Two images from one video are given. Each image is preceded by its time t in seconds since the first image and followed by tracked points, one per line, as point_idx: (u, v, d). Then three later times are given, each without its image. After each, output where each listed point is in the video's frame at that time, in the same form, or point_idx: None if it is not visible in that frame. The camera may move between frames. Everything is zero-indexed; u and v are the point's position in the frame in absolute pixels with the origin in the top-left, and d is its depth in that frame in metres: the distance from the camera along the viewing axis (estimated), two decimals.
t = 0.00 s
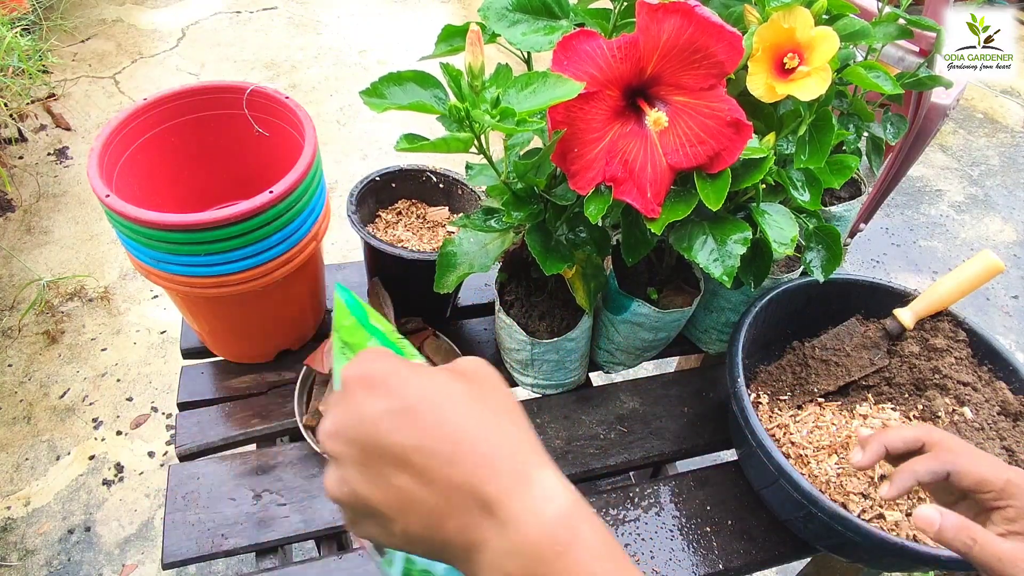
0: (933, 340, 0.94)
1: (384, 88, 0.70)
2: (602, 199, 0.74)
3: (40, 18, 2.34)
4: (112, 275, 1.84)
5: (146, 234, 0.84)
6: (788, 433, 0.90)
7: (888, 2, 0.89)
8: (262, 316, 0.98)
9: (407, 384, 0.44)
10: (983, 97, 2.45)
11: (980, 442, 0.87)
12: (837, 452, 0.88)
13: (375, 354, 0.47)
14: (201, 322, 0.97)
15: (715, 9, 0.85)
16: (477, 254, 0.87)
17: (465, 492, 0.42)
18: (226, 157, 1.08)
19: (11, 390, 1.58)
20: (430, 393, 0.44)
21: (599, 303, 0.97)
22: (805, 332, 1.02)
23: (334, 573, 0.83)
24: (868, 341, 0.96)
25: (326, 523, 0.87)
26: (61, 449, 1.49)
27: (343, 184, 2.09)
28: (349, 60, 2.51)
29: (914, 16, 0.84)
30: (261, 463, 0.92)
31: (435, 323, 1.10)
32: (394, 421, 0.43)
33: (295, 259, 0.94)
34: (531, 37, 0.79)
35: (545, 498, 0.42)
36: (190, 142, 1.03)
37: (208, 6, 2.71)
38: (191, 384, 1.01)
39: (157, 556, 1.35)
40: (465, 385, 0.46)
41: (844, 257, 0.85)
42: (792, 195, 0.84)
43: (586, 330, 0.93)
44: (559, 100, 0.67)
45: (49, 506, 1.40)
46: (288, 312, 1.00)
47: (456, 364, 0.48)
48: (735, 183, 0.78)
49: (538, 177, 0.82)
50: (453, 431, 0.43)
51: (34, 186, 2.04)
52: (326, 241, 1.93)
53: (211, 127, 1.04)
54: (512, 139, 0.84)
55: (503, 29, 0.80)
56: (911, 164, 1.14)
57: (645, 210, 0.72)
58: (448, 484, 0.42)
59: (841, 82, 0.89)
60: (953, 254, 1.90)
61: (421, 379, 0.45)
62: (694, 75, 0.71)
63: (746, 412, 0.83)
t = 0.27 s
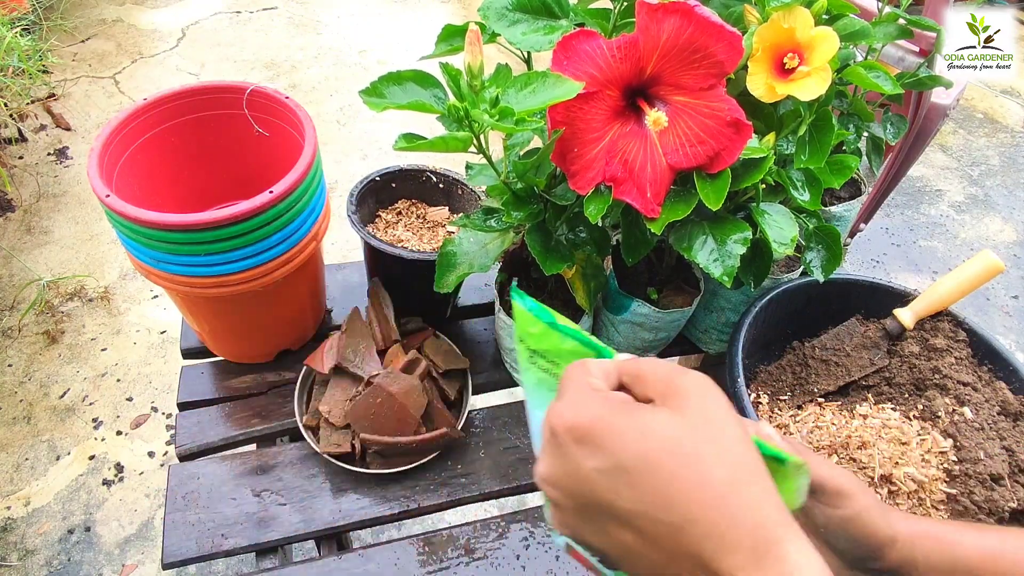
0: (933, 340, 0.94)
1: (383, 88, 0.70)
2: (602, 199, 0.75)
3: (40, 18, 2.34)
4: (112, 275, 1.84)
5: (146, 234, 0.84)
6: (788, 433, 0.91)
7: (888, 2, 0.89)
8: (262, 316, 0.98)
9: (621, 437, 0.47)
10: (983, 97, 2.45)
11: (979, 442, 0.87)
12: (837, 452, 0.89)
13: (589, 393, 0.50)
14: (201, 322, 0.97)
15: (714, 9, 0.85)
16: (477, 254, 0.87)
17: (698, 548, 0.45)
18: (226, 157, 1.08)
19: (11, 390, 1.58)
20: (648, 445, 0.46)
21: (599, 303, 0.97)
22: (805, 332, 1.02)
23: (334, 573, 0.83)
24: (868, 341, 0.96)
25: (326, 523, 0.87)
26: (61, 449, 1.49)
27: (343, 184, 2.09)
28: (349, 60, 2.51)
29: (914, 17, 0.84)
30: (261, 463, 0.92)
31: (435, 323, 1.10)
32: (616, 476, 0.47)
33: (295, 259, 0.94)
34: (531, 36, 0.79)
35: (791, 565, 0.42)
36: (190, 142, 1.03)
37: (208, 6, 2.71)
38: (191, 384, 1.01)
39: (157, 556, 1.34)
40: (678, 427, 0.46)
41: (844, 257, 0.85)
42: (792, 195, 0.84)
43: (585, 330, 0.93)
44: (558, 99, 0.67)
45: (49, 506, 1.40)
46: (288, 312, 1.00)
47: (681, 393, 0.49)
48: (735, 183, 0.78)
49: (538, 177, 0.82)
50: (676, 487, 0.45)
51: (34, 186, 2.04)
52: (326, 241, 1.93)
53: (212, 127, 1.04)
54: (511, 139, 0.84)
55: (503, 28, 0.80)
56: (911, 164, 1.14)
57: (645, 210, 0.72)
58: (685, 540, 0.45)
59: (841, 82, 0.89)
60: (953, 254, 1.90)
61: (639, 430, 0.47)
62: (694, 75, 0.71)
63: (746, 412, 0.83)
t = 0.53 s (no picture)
0: (933, 340, 0.94)
1: (383, 88, 0.70)
2: (602, 199, 0.75)
3: (40, 18, 2.34)
4: (112, 275, 1.84)
5: (146, 234, 0.84)
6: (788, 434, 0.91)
7: (888, 2, 0.89)
8: (262, 316, 0.98)
9: (681, 402, 0.54)
10: (983, 97, 2.45)
11: (980, 442, 0.87)
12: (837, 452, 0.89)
13: (644, 357, 0.57)
14: (201, 323, 0.97)
15: (715, 9, 0.85)
16: (476, 254, 0.87)
17: (751, 502, 0.53)
18: (226, 157, 1.08)
19: (11, 390, 1.58)
20: (705, 411, 0.53)
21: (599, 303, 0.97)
22: (805, 332, 1.02)
23: (334, 573, 0.83)
24: (868, 341, 0.96)
25: (325, 523, 0.87)
26: (61, 449, 1.49)
27: (343, 184, 2.09)
28: (349, 60, 2.51)
29: (914, 17, 0.84)
30: (261, 462, 0.92)
31: (435, 323, 1.10)
32: (674, 434, 0.54)
33: (295, 259, 0.94)
34: (531, 36, 0.79)
35: (832, 515, 0.51)
36: (190, 142, 1.03)
37: (208, 6, 2.71)
38: (191, 384, 1.01)
39: (157, 556, 1.34)
40: (734, 393, 0.53)
41: (844, 257, 0.85)
42: (792, 195, 0.84)
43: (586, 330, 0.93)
44: (558, 99, 0.67)
45: (49, 506, 1.40)
46: (288, 312, 1.00)
47: (734, 357, 0.55)
48: (735, 183, 0.77)
49: (538, 177, 0.82)
50: (729, 450, 0.52)
51: (34, 187, 2.04)
52: (326, 241, 1.93)
53: (212, 127, 1.04)
54: (511, 139, 0.84)
55: (503, 28, 0.80)
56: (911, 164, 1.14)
57: (645, 210, 0.72)
58: (738, 494, 0.53)
59: (841, 82, 0.89)
60: (953, 254, 1.90)
61: (698, 396, 0.54)
62: (694, 75, 0.71)
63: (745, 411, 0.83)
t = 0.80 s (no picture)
0: (933, 340, 0.94)
1: (383, 88, 0.70)
2: (602, 199, 0.75)
3: (40, 18, 2.34)
4: (112, 275, 1.83)
5: (146, 234, 0.84)
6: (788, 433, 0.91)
7: (888, 2, 0.89)
8: (262, 316, 0.98)
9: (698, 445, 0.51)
10: (983, 97, 2.45)
11: (980, 442, 0.87)
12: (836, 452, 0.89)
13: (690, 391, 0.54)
14: (201, 323, 0.97)
15: (715, 9, 0.85)
16: (476, 254, 0.87)
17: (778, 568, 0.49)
18: (226, 157, 1.08)
19: (11, 390, 1.58)
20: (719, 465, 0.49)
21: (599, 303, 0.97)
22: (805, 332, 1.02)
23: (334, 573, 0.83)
24: (868, 341, 0.96)
25: (325, 523, 0.87)
26: (61, 449, 1.49)
27: (343, 185, 2.09)
28: (349, 60, 2.51)
29: (914, 16, 0.84)
30: (261, 463, 0.92)
31: (435, 324, 1.10)
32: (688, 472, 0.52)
33: (296, 259, 0.94)
34: (531, 37, 0.79)
35: None
36: (190, 142, 1.03)
37: (208, 6, 2.71)
38: (191, 384, 1.01)
39: (157, 556, 1.34)
40: (766, 409, 0.50)
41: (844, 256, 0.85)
42: (792, 195, 0.84)
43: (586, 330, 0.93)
44: (558, 99, 0.67)
45: (49, 506, 1.40)
46: (288, 313, 1.00)
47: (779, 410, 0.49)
48: (735, 183, 0.77)
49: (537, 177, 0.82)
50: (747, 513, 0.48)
51: (34, 187, 2.04)
52: (326, 241, 1.93)
53: (212, 128, 1.04)
54: (511, 139, 0.84)
55: (503, 28, 0.80)
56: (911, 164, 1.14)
57: (645, 210, 0.72)
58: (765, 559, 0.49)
59: (841, 82, 0.89)
60: (953, 254, 1.90)
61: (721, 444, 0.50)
62: (694, 75, 0.71)
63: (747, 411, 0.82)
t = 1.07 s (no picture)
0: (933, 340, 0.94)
1: (384, 88, 0.70)
2: (601, 200, 0.75)
3: (40, 18, 2.34)
4: (112, 274, 1.84)
5: (146, 234, 0.84)
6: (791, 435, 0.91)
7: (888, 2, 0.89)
8: (262, 317, 0.98)
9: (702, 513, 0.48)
10: (983, 97, 2.45)
11: (979, 442, 0.87)
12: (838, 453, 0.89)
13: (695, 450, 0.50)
14: (201, 323, 0.97)
15: (714, 9, 0.85)
16: (476, 254, 0.86)
17: None
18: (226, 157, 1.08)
19: (11, 390, 1.58)
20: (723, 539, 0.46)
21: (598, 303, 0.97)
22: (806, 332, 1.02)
23: (334, 573, 0.83)
24: (868, 341, 0.96)
25: (326, 523, 0.87)
26: (61, 449, 1.49)
27: (343, 184, 2.09)
28: (349, 60, 2.51)
29: (914, 17, 0.84)
30: (261, 462, 0.92)
31: (435, 324, 1.10)
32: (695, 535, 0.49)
33: (295, 259, 0.94)
34: (531, 37, 0.79)
35: None
36: (191, 142, 1.03)
37: (208, 6, 2.71)
38: (191, 384, 1.01)
39: (157, 556, 1.34)
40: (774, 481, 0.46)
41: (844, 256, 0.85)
42: (792, 195, 0.84)
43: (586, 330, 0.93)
44: (558, 99, 0.67)
45: (49, 506, 1.40)
46: (287, 313, 1.00)
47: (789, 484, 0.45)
48: (735, 183, 0.77)
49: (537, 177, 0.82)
50: None
51: (34, 187, 2.04)
52: (326, 241, 1.93)
53: (212, 128, 1.04)
54: (511, 139, 0.84)
55: (503, 28, 0.80)
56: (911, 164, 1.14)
57: (645, 209, 0.71)
58: None
59: (841, 82, 0.89)
60: (953, 254, 1.90)
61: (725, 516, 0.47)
62: (694, 75, 0.71)
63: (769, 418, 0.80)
